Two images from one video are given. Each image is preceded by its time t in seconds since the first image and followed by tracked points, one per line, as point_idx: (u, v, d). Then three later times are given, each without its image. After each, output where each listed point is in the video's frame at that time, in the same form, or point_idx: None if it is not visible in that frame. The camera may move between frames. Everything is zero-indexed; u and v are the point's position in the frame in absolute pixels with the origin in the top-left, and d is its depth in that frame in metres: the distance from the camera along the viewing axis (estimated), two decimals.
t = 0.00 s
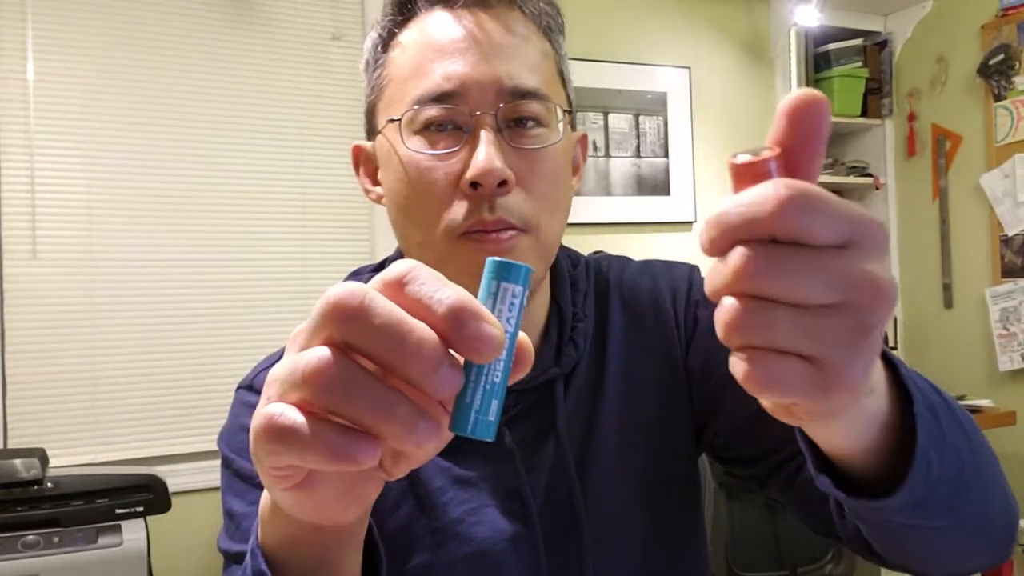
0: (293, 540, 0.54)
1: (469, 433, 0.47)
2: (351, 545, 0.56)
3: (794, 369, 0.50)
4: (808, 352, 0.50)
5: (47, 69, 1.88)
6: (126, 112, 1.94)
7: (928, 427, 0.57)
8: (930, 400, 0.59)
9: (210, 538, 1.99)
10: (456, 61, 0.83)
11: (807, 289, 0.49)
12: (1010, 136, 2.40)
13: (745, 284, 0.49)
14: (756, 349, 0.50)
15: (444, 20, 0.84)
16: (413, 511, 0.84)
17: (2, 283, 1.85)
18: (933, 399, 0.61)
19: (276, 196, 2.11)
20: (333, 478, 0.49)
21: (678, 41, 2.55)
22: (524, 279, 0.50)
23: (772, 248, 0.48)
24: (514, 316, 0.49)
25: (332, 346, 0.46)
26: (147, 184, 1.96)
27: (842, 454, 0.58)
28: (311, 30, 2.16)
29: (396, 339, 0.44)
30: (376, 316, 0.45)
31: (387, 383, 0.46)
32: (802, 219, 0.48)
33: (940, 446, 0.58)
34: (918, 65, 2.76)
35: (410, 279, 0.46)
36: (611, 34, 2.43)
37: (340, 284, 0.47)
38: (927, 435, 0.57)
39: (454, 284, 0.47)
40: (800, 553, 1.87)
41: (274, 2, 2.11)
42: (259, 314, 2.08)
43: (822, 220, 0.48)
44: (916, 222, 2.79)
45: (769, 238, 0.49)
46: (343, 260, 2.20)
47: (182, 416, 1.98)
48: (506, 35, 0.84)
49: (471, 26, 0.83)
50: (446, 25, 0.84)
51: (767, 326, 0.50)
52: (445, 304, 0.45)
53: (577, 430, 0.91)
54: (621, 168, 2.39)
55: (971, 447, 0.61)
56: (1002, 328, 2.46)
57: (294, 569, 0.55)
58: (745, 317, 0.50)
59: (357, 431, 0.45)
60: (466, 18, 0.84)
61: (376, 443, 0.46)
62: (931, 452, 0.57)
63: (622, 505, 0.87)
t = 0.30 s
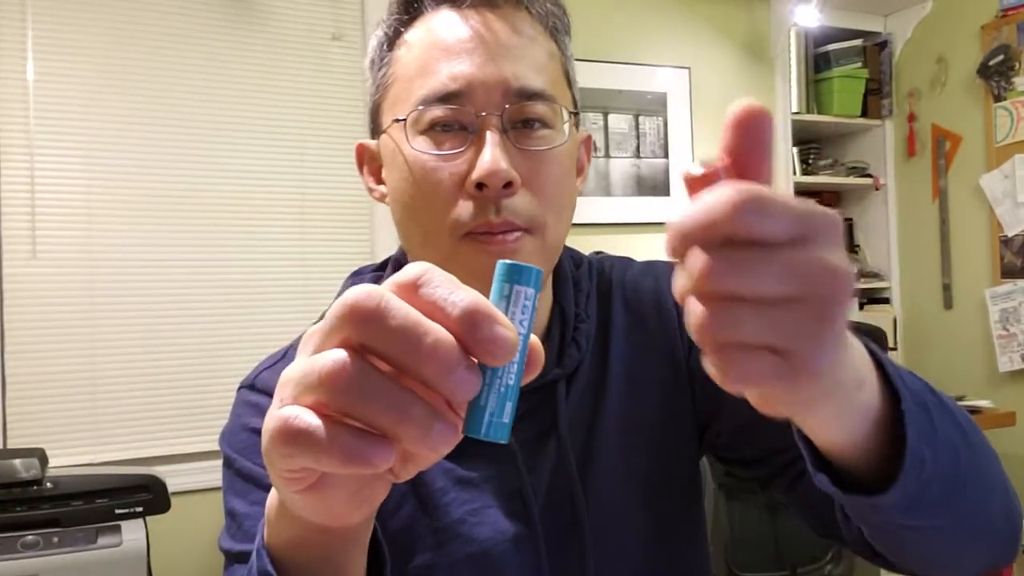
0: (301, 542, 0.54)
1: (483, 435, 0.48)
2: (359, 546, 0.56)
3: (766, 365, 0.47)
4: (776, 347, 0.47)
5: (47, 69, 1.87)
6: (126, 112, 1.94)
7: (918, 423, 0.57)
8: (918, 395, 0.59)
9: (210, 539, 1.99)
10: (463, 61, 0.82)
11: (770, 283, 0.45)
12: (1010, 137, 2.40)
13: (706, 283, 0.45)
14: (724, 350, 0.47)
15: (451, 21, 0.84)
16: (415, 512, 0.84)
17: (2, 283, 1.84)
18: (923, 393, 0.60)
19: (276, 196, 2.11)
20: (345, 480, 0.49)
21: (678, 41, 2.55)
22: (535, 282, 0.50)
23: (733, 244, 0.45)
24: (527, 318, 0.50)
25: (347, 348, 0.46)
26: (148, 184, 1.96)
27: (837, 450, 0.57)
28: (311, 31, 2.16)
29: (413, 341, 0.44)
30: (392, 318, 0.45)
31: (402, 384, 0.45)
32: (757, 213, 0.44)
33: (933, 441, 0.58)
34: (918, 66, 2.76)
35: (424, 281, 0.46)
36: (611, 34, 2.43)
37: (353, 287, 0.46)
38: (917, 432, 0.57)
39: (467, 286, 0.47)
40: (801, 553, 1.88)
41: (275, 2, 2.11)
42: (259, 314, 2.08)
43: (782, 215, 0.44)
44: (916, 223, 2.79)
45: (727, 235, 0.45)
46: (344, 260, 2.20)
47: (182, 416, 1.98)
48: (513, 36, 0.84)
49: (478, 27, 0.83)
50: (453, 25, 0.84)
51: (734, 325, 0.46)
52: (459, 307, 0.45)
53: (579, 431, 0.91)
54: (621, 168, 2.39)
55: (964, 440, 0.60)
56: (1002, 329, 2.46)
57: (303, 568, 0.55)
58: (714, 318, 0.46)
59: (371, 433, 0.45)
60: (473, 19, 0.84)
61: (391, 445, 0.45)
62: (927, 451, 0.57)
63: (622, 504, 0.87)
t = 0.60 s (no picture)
0: (297, 545, 0.54)
1: (482, 433, 0.49)
2: (354, 548, 0.56)
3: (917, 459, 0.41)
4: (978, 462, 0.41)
5: (47, 69, 1.87)
6: (126, 112, 1.94)
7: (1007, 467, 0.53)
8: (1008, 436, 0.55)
9: (210, 539, 1.99)
10: (463, 63, 0.82)
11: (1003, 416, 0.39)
12: (1010, 137, 2.40)
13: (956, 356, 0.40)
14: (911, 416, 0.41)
15: (450, 23, 0.84)
16: (415, 513, 0.84)
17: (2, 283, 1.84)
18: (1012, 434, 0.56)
19: (276, 196, 2.11)
20: (342, 482, 0.49)
21: (678, 42, 2.55)
22: (527, 277, 0.50)
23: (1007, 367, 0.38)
24: (522, 315, 0.50)
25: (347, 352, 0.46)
26: (148, 184, 1.96)
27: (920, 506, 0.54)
28: (311, 31, 2.16)
29: (410, 345, 0.44)
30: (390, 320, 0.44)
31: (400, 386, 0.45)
32: None
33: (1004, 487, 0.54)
34: (918, 66, 2.76)
35: (417, 281, 0.45)
36: (611, 35, 2.43)
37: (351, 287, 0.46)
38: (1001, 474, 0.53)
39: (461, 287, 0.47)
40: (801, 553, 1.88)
41: (275, 3, 2.11)
42: (259, 314, 2.08)
43: None
44: (916, 223, 2.79)
45: None
46: (343, 260, 2.20)
47: (182, 417, 1.98)
48: (512, 37, 0.84)
49: (479, 29, 0.83)
50: (452, 28, 0.83)
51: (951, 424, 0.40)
52: (454, 306, 0.45)
53: (580, 434, 0.91)
54: (621, 168, 2.39)
55: None
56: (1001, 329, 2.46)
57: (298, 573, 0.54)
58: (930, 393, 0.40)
59: (370, 436, 0.45)
60: (473, 21, 0.83)
61: (390, 447, 0.46)
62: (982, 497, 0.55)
63: (621, 505, 0.87)
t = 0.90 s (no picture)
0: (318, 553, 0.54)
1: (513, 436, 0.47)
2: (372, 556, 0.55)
3: (717, 460, 0.43)
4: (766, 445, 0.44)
5: (47, 69, 1.87)
6: (126, 112, 1.94)
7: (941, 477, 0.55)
8: (944, 447, 0.56)
9: (210, 540, 1.99)
10: (467, 60, 0.82)
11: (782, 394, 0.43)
12: (1010, 137, 2.40)
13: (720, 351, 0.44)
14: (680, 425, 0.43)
15: (453, 20, 0.84)
16: (419, 513, 0.83)
17: (2, 282, 1.84)
18: (949, 443, 0.57)
19: (276, 196, 2.11)
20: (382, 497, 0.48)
21: (678, 42, 2.55)
22: (527, 276, 0.51)
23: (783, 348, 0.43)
24: (530, 312, 0.50)
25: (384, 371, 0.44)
26: (148, 184, 1.96)
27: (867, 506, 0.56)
28: (311, 31, 2.16)
29: (449, 363, 0.43)
30: (425, 338, 0.43)
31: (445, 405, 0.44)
32: (838, 341, 0.44)
33: (949, 495, 0.56)
34: (918, 66, 2.76)
35: (429, 289, 0.45)
36: (611, 35, 2.43)
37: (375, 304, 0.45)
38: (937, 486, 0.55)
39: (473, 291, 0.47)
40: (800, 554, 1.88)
41: (274, 3, 2.11)
42: (259, 314, 2.08)
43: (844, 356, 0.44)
44: (915, 223, 2.79)
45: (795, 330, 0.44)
46: (344, 260, 2.20)
47: (182, 416, 1.98)
48: (515, 34, 0.84)
49: (482, 25, 0.83)
50: (456, 24, 0.83)
51: (730, 416, 0.42)
52: (468, 310, 0.45)
53: (583, 433, 0.91)
54: (621, 168, 2.39)
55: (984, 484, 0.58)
56: (1001, 329, 2.46)
57: None
58: (689, 394, 0.42)
59: (417, 456, 0.44)
60: (476, 17, 0.83)
61: (440, 467, 0.44)
62: (941, 504, 0.55)
63: (625, 505, 0.87)
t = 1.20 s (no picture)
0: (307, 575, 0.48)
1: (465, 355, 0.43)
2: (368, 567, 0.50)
3: (724, 342, 0.42)
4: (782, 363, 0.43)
5: (47, 70, 1.87)
6: (126, 112, 1.94)
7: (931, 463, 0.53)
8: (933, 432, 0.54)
9: (210, 539, 1.99)
10: (464, 62, 0.82)
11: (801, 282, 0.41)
12: (1010, 137, 2.40)
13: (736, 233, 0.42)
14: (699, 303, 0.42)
15: (451, 22, 0.84)
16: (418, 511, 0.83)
17: (2, 282, 1.84)
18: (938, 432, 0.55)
19: (276, 196, 2.11)
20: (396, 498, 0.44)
21: (679, 43, 2.55)
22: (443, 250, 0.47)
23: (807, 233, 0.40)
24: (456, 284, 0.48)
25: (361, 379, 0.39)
26: (148, 184, 1.96)
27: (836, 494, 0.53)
28: (311, 31, 2.16)
29: (431, 349, 0.37)
30: (384, 335, 0.37)
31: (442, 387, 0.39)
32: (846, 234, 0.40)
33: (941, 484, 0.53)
34: (918, 66, 2.76)
35: (348, 272, 0.36)
36: (610, 35, 2.43)
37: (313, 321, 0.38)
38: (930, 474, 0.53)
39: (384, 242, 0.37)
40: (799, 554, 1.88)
41: (274, 3, 2.11)
42: (259, 314, 2.08)
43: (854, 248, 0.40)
44: (915, 224, 2.79)
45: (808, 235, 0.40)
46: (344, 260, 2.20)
47: (182, 417, 1.98)
48: (513, 36, 0.84)
49: (480, 28, 0.83)
50: (454, 27, 0.83)
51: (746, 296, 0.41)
52: (395, 277, 0.36)
53: (580, 433, 0.91)
54: (621, 168, 2.39)
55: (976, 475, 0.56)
56: (1002, 329, 2.46)
57: None
58: (706, 267, 0.41)
59: (428, 453, 0.39)
60: (474, 20, 0.83)
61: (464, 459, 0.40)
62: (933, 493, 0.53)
63: (622, 504, 0.87)
